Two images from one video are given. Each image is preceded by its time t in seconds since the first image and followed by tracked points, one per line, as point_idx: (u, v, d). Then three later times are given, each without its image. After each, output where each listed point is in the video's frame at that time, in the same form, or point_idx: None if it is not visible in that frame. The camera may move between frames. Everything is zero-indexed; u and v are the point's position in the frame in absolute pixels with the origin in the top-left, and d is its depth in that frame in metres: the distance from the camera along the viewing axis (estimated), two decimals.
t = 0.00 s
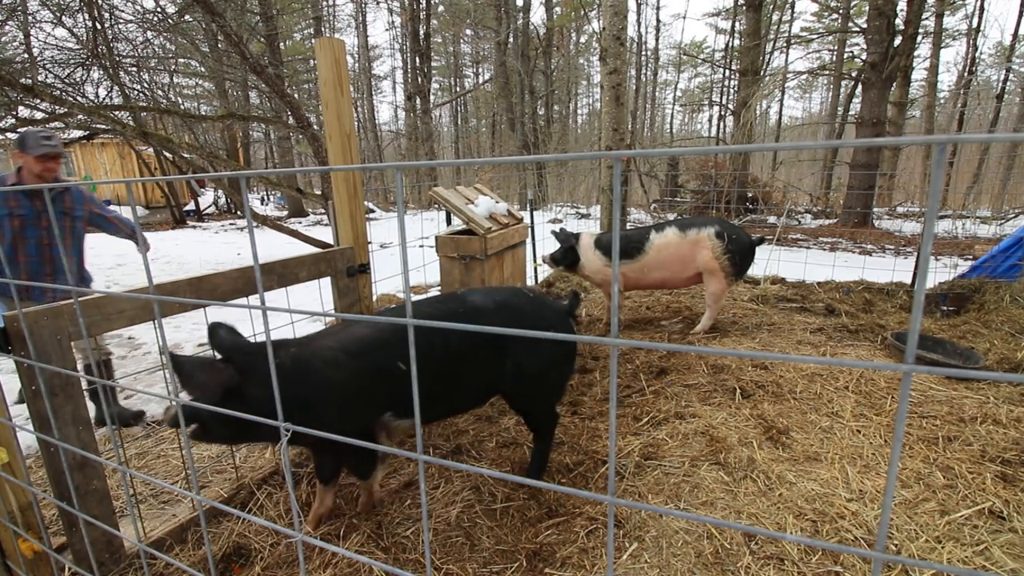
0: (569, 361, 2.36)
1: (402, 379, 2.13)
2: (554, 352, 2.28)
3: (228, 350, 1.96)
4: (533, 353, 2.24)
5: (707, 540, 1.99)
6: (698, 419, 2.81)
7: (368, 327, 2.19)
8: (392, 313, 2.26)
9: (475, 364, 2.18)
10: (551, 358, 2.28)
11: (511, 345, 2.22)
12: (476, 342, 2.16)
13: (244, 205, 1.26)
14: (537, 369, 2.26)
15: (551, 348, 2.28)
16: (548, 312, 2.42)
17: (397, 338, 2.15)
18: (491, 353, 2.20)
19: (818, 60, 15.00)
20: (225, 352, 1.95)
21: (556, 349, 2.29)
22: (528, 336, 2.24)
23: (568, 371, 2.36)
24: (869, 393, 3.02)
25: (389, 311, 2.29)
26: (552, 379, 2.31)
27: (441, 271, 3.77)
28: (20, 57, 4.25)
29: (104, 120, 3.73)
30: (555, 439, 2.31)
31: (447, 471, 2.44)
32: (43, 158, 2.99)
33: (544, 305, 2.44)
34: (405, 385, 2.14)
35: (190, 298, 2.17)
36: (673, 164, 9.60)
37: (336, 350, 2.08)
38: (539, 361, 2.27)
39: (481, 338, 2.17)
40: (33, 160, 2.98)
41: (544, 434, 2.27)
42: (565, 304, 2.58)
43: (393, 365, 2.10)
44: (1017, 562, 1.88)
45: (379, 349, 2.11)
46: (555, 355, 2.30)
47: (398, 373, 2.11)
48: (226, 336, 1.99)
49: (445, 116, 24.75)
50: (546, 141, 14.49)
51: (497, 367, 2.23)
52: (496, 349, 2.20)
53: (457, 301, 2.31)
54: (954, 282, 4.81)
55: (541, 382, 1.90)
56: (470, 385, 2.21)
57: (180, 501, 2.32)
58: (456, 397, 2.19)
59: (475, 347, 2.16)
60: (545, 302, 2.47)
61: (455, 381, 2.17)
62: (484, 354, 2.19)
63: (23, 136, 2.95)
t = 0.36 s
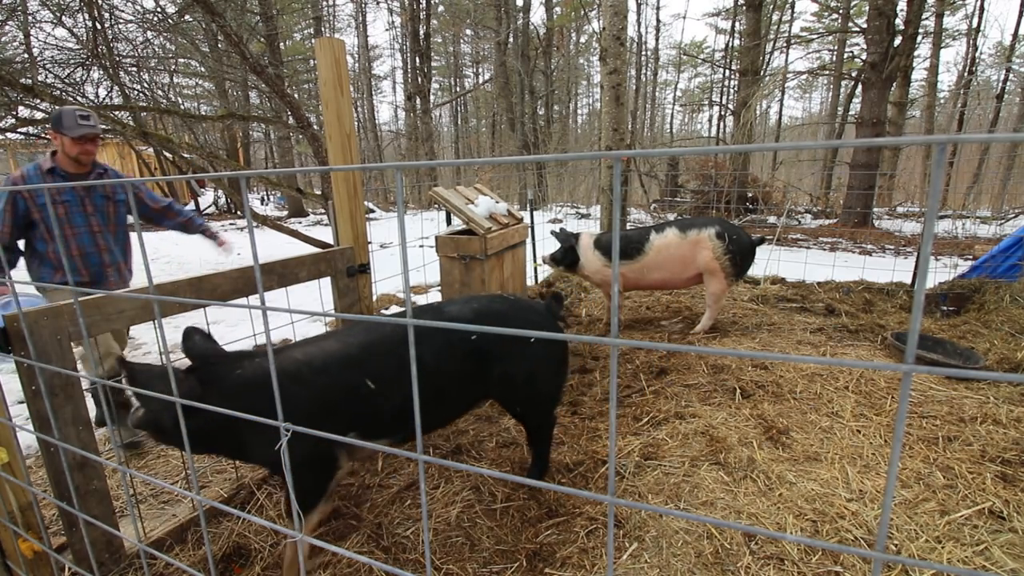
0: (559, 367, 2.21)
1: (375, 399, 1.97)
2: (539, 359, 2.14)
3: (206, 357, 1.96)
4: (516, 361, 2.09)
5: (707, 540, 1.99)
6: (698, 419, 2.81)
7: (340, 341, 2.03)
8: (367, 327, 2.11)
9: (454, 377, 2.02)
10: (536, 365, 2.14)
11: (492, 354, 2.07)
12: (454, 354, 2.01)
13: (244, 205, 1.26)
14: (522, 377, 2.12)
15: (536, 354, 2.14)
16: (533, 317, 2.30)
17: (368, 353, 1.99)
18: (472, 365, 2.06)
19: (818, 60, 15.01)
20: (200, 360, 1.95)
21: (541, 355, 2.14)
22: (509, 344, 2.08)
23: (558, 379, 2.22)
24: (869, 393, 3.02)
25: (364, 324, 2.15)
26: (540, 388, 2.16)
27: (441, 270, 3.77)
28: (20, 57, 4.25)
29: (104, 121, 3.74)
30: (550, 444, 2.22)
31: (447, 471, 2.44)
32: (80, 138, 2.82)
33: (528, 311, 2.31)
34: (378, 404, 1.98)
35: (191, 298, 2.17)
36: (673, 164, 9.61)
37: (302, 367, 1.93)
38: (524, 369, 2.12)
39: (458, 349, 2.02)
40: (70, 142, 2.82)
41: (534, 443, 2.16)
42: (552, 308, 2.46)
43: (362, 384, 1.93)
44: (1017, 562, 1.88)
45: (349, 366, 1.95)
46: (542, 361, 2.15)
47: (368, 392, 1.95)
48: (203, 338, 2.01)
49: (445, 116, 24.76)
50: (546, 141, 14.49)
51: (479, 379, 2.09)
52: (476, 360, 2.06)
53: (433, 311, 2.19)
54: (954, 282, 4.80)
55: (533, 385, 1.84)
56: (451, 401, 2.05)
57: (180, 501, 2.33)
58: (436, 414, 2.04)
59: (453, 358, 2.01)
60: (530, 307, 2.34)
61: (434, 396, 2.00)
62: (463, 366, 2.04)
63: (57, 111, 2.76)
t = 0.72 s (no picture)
0: (548, 375, 2.17)
1: (355, 413, 1.82)
2: (528, 367, 2.08)
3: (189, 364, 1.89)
4: (506, 372, 2.03)
5: (707, 540, 1.99)
6: (698, 419, 2.81)
7: (315, 351, 1.89)
8: (345, 336, 1.99)
9: (441, 389, 1.91)
10: (525, 374, 2.09)
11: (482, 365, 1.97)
12: (442, 364, 1.90)
13: (244, 205, 1.26)
14: (511, 389, 2.08)
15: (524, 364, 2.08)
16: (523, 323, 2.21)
17: (349, 364, 1.86)
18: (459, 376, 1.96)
19: (818, 60, 15.01)
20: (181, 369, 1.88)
21: (530, 364, 2.09)
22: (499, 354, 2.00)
23: (547, 387, 2.18)
24: (869, 393, 3.01)
25: (341, 332, 2.03)
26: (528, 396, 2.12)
27: (440, 271, 3.77)
28: (20, 57, 4.25)
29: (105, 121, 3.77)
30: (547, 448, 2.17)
31: (447, 471, 2.44)
32: (112, 134, 2.63)
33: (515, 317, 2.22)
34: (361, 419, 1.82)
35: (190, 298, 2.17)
36: (673, 164, 9.61)
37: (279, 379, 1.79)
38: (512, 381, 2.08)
39: (445, 359, 1.91)
40: (99, 136, 2.62)
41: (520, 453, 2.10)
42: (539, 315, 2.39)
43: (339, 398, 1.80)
44: (1017, 562, 1.88)
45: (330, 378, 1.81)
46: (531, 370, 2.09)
47: (349, 405, 1.80)
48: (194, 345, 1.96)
49: (445, 116, 24.76)
50: (546, 141, 14.48)
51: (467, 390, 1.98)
52: (465, 370, 1.95)
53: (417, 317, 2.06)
54: (954, 282, 4.80)
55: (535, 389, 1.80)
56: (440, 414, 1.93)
57: (180, 501, 2.33)
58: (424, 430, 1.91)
59: (440, 369, 1.90)
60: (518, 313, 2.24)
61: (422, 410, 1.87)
62: (452, 376, 1.93)
63: (86, 100, 2.56)
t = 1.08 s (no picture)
0: (559, 393, 2.11)
1: (355, 428, 1.84)
2: (538, 386, 2.03)
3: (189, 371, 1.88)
4: (511, 390, 1.98)
5: (707, 540, 1.99)
6: (698, 419, 2.81)
7: (316, 362, 1.91)
8: (348, 347, 1.99)
9: (443, 405, 1.93)
10: (535, 393, 2.03)
11: (486, 381, 1.96)
12: (445, 378, 1.92)
13: (244, 205, 1.25)
14: (515, 410, 2.01)
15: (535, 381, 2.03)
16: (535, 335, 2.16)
17: (349, 378, 1.87)
18: (461, 391, 1.95)
19: (819, 59, 15.00)
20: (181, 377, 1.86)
21: (540, 382, 2.04)
22: (506, 371, 1.97)
23: (558, 405, 2.12)
24: (869, 393, 3.02)
25: (345, 341, 2.03)
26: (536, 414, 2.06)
27: (440, 271, 3.77)
28: (19, 57, 4.24)
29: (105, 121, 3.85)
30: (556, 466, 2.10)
31: (447, 471, 2.44)
32: (140, 117, 2.56)
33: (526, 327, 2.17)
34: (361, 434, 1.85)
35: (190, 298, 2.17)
36: (673, 164, 9.60)
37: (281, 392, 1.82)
38: (521, 401, 2.02)
39: (449, 374, 1.92)
40: (127, 119, 2.54)
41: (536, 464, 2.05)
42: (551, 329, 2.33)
43: (338, 412, 1.82)
44: (1018, 562, 1.88)
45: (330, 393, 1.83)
46: (543, 388, 2.05)
47: (349, 420, 1.83)
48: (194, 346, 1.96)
49: (445, 116, 24.76)
50: (546, 141, 14.46)
51: (470, 406, 1.98)
52: (468, 385, 1.95)
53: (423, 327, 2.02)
54: (954, 282, 4.80)
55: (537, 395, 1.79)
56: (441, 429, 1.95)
57: (180, 501, 2.33)
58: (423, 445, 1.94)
59: (444, 382, 1.91)
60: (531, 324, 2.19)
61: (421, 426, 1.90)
62: (454, 393, 1.94)
63: (115, 80, 2.46)
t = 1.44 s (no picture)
0: (574, 402, 2.00)
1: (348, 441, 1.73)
2: (550, 394, 1.93)
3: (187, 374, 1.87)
4: (522, 400, 1.89)
5: (707, 541, 1.99)
6: (698, 419, 2.81)
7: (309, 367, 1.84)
8: (347, 353, 1.87)
9: (447, 416, 1.83)
10: (546, 402, 1.93)
11: (493, 390, 1.86)
12: (451, 389, 1.82)
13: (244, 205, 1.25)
14: (529, 420, 1.92)
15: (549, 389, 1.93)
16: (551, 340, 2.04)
17: (343, 388, 1.76)
18: (469, 402, 1.85)
19: (819, 59, 15.00)
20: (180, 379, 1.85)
21: (553, 391, 1.93)
22: (516, 380, 1.87)
23: (574, 414, 2.01)
24: (870, 393, 3.01)
25: (344, 346, 1.92)
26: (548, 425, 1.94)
27: (441, 271, 3.77)
28: (20, 57, 4.25)
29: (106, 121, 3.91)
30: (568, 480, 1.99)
31: (446, 471, 2.44)
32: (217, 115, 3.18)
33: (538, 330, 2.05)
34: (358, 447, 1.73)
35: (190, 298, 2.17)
36: (673, 164, 9.62)
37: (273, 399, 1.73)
38: (533, 410, 1.92)
39: (452, 383, 1.82)
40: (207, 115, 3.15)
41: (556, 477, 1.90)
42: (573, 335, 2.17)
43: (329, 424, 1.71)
44: (1017, 562, 1.88)
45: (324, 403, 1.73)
46: (556, 397, 1.94)
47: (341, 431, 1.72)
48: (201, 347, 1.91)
49: (445, 116, 24.78)
50: (546, 141, 14.47)
51: (477, 417, 1.87)
52: (475, 395, 1.85)
53: (426, 334, 1.92)
54: (954, 282, 4.80)
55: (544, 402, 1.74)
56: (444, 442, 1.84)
57: (180, 501, 2.33)
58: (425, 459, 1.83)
59: (450, 394, 1.82)
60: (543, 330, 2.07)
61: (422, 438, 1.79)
62: (458, 403, 1.83)
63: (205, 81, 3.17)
